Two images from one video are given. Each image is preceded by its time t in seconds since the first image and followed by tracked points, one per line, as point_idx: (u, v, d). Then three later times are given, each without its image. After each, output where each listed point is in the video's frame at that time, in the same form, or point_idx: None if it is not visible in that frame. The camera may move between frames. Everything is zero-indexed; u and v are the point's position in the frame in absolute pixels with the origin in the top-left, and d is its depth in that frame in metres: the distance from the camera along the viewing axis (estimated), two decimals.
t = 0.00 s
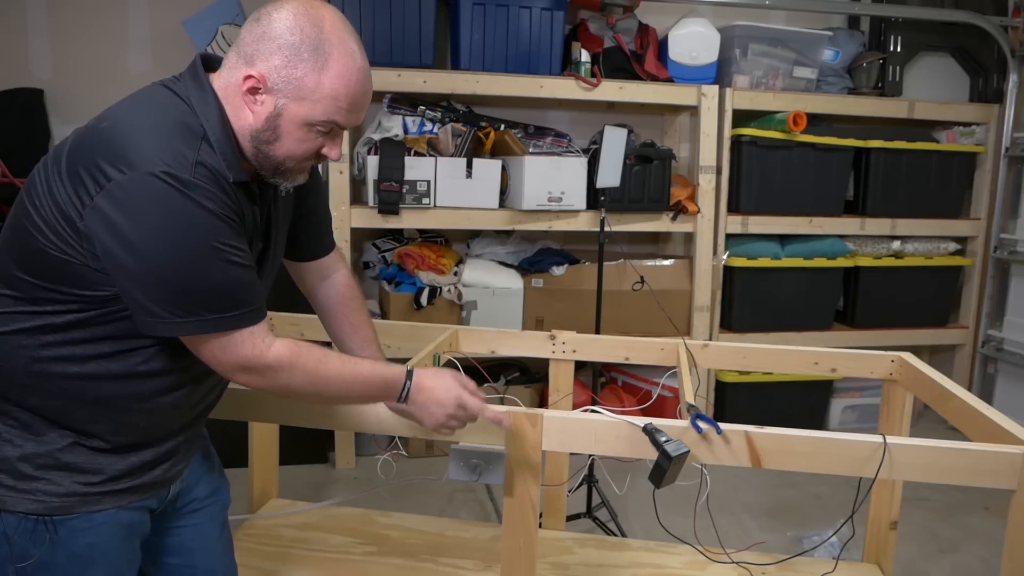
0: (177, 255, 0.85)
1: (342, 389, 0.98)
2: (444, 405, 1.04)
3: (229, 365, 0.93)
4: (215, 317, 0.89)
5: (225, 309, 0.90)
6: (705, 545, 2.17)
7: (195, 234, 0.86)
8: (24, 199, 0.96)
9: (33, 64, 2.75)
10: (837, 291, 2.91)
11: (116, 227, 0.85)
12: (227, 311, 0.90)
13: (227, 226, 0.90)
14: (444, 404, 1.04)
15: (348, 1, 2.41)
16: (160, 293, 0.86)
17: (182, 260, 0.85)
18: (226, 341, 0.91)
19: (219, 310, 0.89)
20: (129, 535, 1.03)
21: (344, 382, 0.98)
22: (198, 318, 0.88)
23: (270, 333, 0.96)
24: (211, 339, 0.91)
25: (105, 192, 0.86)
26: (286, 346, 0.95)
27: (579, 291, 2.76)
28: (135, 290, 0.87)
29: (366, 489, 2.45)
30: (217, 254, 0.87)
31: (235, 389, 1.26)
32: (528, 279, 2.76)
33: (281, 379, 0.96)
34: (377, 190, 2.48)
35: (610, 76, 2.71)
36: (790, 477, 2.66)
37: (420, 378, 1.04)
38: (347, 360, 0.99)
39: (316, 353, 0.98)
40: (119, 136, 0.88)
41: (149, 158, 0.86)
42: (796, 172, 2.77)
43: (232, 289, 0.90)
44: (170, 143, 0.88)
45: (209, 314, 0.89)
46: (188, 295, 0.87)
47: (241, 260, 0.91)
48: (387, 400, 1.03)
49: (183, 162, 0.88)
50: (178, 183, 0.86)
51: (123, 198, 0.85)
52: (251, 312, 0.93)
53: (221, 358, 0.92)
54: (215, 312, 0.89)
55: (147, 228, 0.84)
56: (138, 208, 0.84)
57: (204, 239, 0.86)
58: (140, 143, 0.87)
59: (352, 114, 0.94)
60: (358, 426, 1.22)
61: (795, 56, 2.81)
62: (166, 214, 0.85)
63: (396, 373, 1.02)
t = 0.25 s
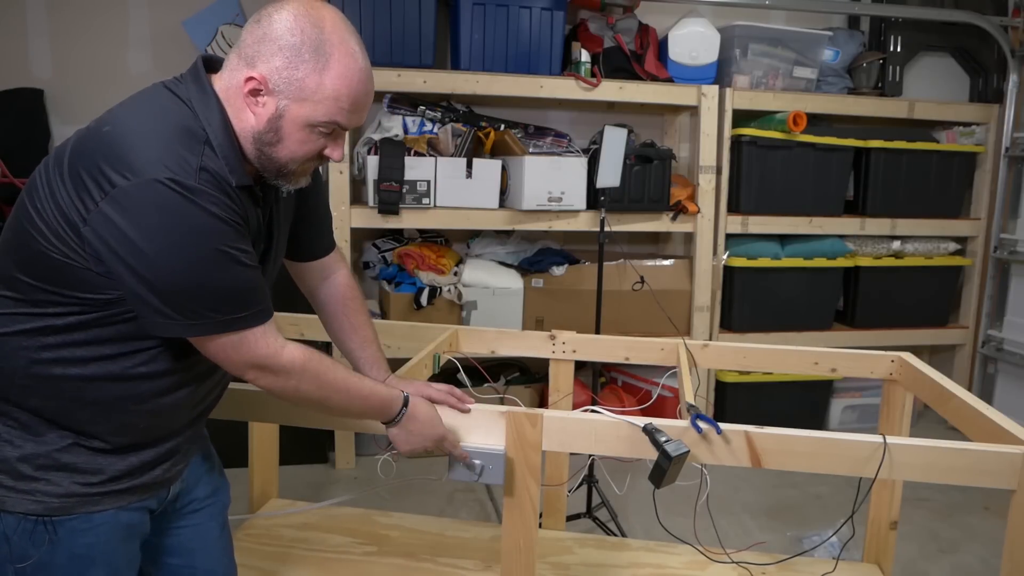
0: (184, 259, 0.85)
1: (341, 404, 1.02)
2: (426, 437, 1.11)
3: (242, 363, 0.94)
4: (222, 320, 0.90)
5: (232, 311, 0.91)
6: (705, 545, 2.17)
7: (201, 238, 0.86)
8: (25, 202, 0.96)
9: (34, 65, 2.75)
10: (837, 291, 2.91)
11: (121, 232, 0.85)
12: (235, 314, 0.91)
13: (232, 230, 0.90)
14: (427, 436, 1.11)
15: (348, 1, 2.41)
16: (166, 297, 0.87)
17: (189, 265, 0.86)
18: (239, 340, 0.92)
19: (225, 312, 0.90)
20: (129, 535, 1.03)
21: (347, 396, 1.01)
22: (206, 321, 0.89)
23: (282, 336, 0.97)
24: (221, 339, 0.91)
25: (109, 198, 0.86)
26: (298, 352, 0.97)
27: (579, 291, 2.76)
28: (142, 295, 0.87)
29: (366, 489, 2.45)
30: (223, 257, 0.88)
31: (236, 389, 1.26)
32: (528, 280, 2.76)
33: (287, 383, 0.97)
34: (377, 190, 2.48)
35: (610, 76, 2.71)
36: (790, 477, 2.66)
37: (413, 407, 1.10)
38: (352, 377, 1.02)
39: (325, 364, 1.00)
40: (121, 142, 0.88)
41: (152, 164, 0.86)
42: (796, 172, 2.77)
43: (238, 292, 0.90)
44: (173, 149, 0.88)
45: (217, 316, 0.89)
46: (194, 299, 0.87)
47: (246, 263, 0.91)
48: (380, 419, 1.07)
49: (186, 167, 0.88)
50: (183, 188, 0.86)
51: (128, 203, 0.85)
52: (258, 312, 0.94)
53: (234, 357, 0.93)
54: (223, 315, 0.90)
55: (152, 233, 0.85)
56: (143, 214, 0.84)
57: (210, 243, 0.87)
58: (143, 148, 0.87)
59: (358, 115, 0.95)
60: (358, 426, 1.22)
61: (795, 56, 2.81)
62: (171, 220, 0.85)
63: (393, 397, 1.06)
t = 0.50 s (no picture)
0: (187, 259, 0.85)
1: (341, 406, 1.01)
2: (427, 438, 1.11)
3: (243, 363, 0.93)
4: (225, 320, 0.90)
5: (236, 311, 0.91)
6: (705, 545, 2.17)
7: (203, 238, 0.86)
8: (27, 202, 0.96)
9: (34, 64, 2.75)
10: (837, 291, 2.91)
11: (123, 232, 0.85)
12: (238, 313, 0.91)
13: (235, 229, 0.90)
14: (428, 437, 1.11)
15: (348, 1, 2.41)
16: (168, 297, 0.87)
17: (192, 264, 0.86)
18: (240, 340, 0.92)
19: (228, 312, 0.90)
20: (130, 536, 1.03)
21: (347, 397, 1.01)
22: (210, 320, 0.89)
23: (284, 337, 0.97)
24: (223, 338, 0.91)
25: (111, 198, 0.86)
26: (299, 353, 0.97)
27: (579, 291, 2.76)
28: (145, 295, 0.87)
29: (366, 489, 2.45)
30: (226, 257, 0.88)
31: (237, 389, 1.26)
32: (528, 280, 2.76)
33: (287, 384, 0.97)
34: (377, 190, 2.48)
35: (610, 76, 2.71)
36: (790, 477, 2.66)
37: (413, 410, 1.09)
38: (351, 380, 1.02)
39: (326, 365, 1.00)
40: (123, 141, 0.88)
41: (155, 163, 0.86)
42: (796, 172, 2.77)
43: (241, 291, 0.90)
44: (175, 148, 0.88)
45: (221, 316, 0.90)
46: (197, 299, 0.87)
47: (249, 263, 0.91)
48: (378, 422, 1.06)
49: (189, 167, 0.88)
50: (185, 188, 0.86)
51: (131, 203, 0.85)
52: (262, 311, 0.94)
53: (235, 357, 0.93)
54: (227, 314, 0.90)
55: (155, 232, 0.84)
56: (146, 213, 0.84)
57: (214, 243, 0.87)
58: (145, 147, 0.87)
59: (360, 114, 0.95)
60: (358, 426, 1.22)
61: (795, 56, 2.81)
62: (174, 219, 0.85)
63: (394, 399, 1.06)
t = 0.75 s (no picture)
0: (185, 257, 0.85)
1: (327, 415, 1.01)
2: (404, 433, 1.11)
3: (238, 371, 0.90)
4: (218, 323, 0.88)
5: (232, 315, 0.89)
6: (705, 545, 2.17)
7: (201, 238, 0.85)
8: (27, 203, 0.96)
9: (33, 64, 2.75)
10: (837, 291, 2.91)
11: (123, 229, 0.85)
12: (235, 318, 0.89)
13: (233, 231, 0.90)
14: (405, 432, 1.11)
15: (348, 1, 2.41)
16: (162, 298, 0.85)
17: (190, 263, 0.85)
18: (234, 347, 0.89)
19: (223, 315, 0.88)
20: (131, 536, 1.04)
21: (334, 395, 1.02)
22: (207, 323, 0.87)
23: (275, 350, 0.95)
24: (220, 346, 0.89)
25: (112, 195, 0.86)
26: (292, 364, 0.96)
27: (579, 291, 2.76)
28: (141, 294, 0.85)
29: (366, 489, 2.45)
30: (223, 258, 0.87)
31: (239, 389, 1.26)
32: (528, 279, 2.76)
33: (280, 399, 0.95)
34: (377, 190, 2.48)
35: (610, 76, 2.71)
36: (790, 477, 2.66)
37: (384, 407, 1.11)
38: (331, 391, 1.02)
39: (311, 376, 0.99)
40: (125, 141, 0.88)
41: (156, 163, 0.86)
42: (796, 172, 2.77)
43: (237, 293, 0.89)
44: (177, 148, 0.88)
45: (217, 319, 0.87)
46: (192, 301, 0.86)
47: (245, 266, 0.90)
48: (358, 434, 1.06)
49: (190, 166, 0.88)
50: (186, 186, 0.87)
51: (131, 202, 0.85)
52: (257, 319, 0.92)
53: (231, 365, 0.89)
54: (224, 317, 0.88)
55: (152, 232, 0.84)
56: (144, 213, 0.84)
57: (212, 242, 0.86)
58: (147, 145, 0.87)
59: (361, 112, 0.95)
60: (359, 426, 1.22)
61: (795, 56, 2.81)
62: (173, 217, 0.84)
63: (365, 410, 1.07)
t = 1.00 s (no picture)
0: (147, 254, 0.79)
1: (232, 451, 0.93)
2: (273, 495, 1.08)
3: (152, 388, 0.82)
4: (165, 332, 0.80)
5: (183, 325, 0.82)
6: (705, 545, 2.17)
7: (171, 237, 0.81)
8: (28, 197, 0.95)
9: (34, 64, 2.75)
10: (837, 291, 2.91)
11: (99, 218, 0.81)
12: (185, 329, 0.82)
13: (206, 236, 0.85)
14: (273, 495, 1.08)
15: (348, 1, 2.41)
16: (112, 294, 0.79)
17: (151, 261, 0.80)
18: (153, 363, 0.81)
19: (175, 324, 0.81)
20: (134, 536, 1.03)
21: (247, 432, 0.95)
22: (153, 330, 0.79)
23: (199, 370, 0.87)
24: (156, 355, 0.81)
25: (98, 184, 0.83)
26: (211, 389, 0.88)
27: (579, 291, 2.76)
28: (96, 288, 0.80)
29: (366, 489, 2.45)
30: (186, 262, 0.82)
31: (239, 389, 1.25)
32: (528, 280, 2.76)
33: (187, 425, 0.86)
34: (377, 190, 2.48)
35: (610, 76, 2.71)
36: (790, 477, 2.66)
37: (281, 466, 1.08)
38: (244, 427, 0.95)
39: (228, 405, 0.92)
40: (124, 134, 0.86)
41: (150, 158, 0.84)
42: (796, 172, 2.77)
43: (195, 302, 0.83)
44: (174, 147, 0.87)
45: (164, 326, 0.80)
46: (141, 301, 0.79)
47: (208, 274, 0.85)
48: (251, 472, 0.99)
49: (184, 164, 0.86)
50: (175, 183, 0.84)
51: (113, 192, 0.82)
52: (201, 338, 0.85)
53: (148, 381, 0.81)
54: (174, 326, 0.81)
55: (122, 223, 0.80)
56: (122, 204, 0.81)
57: (182, 243, 0.82)
58: (144, 139, 0.86)
59: (363, 102, 0.94)
60: (359, 426, 1.22)
61: (795, 56, 2.81)
62: (151, 209, 0.81)
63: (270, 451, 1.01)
